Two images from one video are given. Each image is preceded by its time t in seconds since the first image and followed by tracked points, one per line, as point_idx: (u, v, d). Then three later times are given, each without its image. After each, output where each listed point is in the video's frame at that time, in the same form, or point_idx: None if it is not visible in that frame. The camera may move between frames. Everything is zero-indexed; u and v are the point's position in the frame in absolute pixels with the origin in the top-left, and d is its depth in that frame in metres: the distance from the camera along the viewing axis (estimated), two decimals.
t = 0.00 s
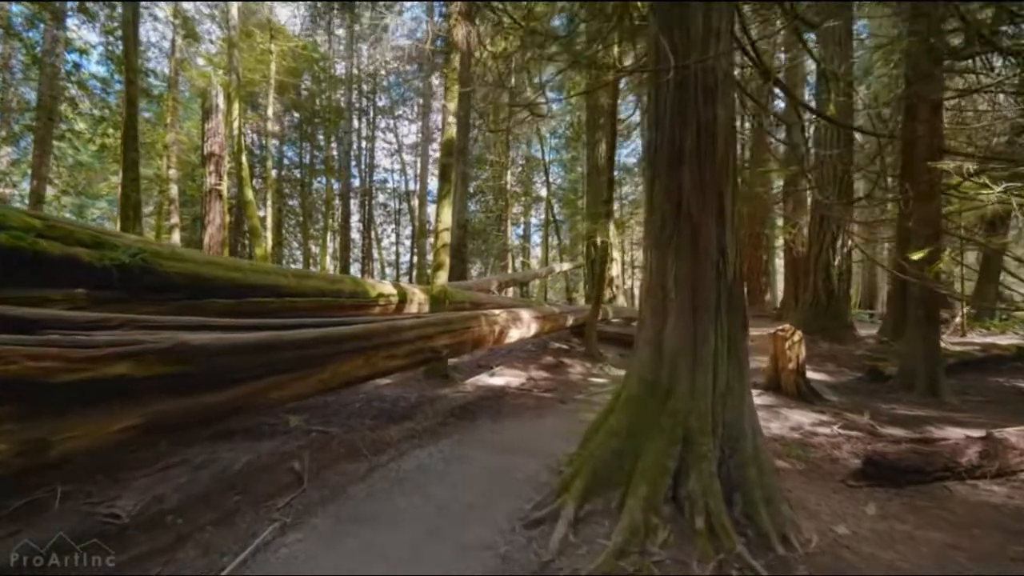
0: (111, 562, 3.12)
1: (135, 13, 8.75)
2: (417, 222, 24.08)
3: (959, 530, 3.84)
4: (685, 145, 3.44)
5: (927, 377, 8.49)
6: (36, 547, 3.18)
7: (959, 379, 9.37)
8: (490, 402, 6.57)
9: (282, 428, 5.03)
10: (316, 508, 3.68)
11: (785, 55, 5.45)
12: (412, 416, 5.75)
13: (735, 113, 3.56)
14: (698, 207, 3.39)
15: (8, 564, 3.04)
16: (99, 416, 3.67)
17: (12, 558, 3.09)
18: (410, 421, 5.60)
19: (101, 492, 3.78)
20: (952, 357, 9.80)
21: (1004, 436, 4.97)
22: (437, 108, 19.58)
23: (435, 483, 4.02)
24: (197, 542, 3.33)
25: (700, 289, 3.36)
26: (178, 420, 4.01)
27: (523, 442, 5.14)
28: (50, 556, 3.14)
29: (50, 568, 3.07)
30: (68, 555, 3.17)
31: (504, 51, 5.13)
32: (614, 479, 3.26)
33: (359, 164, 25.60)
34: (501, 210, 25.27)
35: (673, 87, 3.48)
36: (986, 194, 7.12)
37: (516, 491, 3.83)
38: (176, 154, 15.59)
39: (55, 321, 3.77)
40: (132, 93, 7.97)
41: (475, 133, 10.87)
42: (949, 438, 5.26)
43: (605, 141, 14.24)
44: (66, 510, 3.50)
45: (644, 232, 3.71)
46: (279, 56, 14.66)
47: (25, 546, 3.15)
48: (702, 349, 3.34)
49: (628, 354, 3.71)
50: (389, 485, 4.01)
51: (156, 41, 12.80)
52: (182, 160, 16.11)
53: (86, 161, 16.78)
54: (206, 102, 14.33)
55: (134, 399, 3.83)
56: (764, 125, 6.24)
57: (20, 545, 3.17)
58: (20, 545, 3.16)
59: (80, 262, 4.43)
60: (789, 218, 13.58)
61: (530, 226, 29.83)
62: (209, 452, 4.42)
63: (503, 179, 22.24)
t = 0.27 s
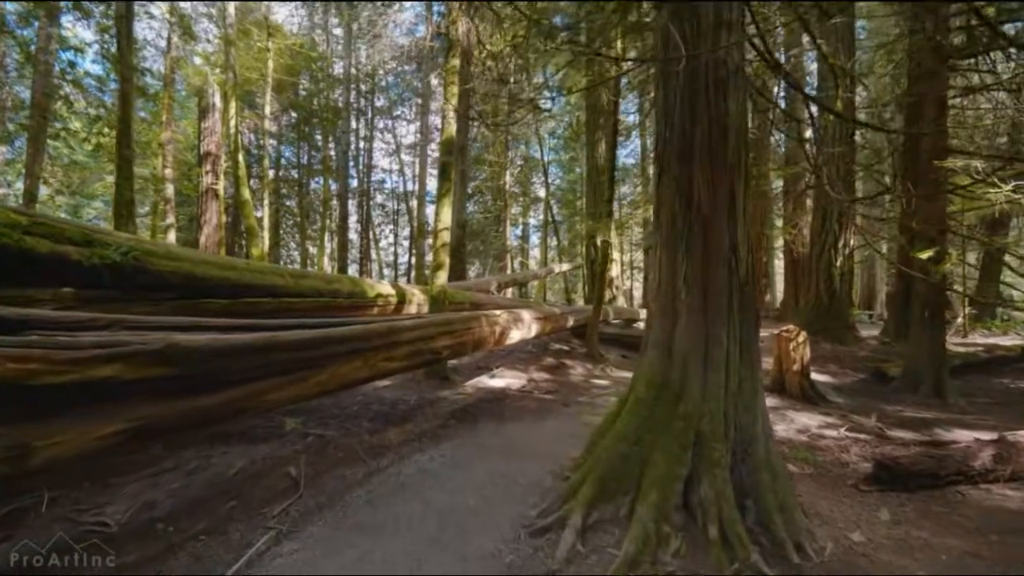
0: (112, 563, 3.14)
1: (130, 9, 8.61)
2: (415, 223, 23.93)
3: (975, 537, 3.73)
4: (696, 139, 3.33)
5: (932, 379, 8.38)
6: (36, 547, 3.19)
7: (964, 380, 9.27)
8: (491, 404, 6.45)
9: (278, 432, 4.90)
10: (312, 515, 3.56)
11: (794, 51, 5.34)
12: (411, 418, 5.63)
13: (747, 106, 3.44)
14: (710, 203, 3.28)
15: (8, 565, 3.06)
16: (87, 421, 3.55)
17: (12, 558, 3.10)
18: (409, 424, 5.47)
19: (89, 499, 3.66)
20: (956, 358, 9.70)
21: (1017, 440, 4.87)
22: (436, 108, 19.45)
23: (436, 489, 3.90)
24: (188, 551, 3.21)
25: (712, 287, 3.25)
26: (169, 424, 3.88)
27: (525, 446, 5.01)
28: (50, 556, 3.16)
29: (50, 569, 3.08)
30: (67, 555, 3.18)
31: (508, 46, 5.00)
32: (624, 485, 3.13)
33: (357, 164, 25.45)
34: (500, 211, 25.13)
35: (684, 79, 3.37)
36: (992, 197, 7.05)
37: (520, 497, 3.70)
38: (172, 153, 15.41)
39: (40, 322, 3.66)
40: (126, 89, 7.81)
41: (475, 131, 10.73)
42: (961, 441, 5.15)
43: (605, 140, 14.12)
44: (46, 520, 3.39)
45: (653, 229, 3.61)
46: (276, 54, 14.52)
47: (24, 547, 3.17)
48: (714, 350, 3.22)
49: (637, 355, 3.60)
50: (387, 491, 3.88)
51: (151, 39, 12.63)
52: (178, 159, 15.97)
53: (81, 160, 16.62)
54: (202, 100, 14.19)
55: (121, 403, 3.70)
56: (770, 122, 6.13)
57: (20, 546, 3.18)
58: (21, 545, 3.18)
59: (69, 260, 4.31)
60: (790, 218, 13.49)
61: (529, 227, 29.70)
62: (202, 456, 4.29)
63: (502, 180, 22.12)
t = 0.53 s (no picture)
0: (112, 562, 3.01)
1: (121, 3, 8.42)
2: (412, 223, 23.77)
3: (995, 544, 3.61)
4: (708, 132, 3.21)
5: (936, 380, 8.29)
6: (37, 548, 3.07)
7: (967, 381, 9.18)
8: (490, 406, 6.30)
9: (271, 436, 4.73)
10: (307, 524, 3.41)
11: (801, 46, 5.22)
12: (409, 422, 5.47)
13: (761, 99, 3.32)
14: (724, 199, 3.16)
15: (7, 564, 2.93)
16: (66, 427, 3.38)
17: (12, 559, 2.98)
18: (407, 427, 5.31)
19: (72, 508, 3.49)
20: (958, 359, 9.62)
21: None
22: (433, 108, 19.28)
23: (436, 497, 3.75)
24: (176, 563, 3.05)
25: (726, 286, 3.11)
26: (156, 429, 3.72)
27: (528, 451, 4.87)
28: (50, 556, 3.02)
29: (49, 568, 2.94)
30: (67, 556, 3.05)
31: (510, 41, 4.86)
32: (634, 493, 2.99)
33: (353, 164, 25.26)
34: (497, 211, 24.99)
35: (696, 70, 3.25)
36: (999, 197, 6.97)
37: (524, 504, 3.55)
38: (165, 151, 15.13)
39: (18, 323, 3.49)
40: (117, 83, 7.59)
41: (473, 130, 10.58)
42: (972, 444, 5.04)
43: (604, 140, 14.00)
44: (26, 531, 3.20)
45: (663, 225, 3.48)
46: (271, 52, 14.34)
47: (25, 547, 3.05)
48: (728, 351, 3.09)
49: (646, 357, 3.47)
50: (386, 498, 3.73)
51: (144, 36, 12.43)
52: (172, 158, 15.75)
53: (72, 158, 16.37)
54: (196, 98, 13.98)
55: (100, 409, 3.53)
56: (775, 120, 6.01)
57: (19, 547, 3.07)
58: (21, 547, 3.07)
59: (53, 257, 4.15)
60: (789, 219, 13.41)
61: (525, 227, 29.58)
62: (192, 463, 4.13)
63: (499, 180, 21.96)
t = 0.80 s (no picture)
0: (113, 562, 3.00)
1: None
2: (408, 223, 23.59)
3: (1009, 548, 3.51)
4: (719, 123, 3.09)
5: (938, 380, 8.22)
6: (36, 547, 3.05)
7: (968, 381, 9.12)
8: (490, 407, 6.17)
9: (264, 439, 4.58)
10: (301, 531, 3.27)
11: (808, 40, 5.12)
12: (406, 423, 5.33)
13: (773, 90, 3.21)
14: (735, 193, 3.05)
15: (8, 564, 2.92)
16: (49, 429, 3.25)
17: (12, 558, 2.96)
18: (404, 429, 5.17)
19: (55, 515, 3.35)
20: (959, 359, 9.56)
21: None
22: (430, 106, 19.10)
23: (435, 502, 3.61)
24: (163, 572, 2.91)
25: (737, 283, 3.00)
26: (142, 432, 3.58)
27: (529, 454, 4.74)
28: (50, 556, 3.00)
29: (50, 568, 2.92)
30: (67, 555, 3.03)
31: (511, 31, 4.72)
32: (642, 498, 2.86)
33: (348, 164, 25.06)
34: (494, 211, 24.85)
35: (706, 59, 3.13)
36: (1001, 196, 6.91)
37: (527, 509, 3.43)
38: (157, 149, 14.88)
39: None
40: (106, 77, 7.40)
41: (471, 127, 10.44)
42: (981, 446, 4.95)
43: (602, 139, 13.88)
44: (19, 532, 3.15)
45: (671, 220, 3.36)
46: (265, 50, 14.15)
47: (25, 547, 3.03)
48: (740, 351, 2.98)
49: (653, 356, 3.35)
50: (383, 503, 3.59)
51: (135, 31, 12.21)
52: (164, 156, 15.53)
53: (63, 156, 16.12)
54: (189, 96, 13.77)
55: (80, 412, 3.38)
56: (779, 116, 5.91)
57: (19, 546, 3.05)
58: (21, 545, 3.05)
59: (35, 252, 4.04)
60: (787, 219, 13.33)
61: (522, 228, 29.44)
62: (181, 467, 3.98)
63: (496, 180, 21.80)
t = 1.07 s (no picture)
0: (113, 562, 2.96)
1: None
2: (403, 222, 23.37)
3: None
4: (731, 113, 2.96)
5: (940, 380, 8.13)
6: (36, 547, 3.04)
7: (969, 381, 9.05)
8: (488, 408, 6.02)
9: (255, 442, 4.43)
10: (293, 540, 3.12)
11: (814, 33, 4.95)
12: (403, 425, 5.18)
13: (787, 80, 3.08)
14: (748, 185, 2.92)
15: (8, 565, 2.91)
16: (25, 434, 3.09)
17: (13, 559, 2.96)
18: (401, 431, 5.02)
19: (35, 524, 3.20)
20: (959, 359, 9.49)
21: None
22: (425, 104, 18.91)
23: (433, 509, 3.46)
24: None
25: (751, 279, 2.88)
26: (124, 437, 3.44)
27: (530, 456, 4.60)
28: (51, 555, 2.99)
29: (48, 569, 2.90)
30: (67, 555, 3.00)
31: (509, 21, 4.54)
32: (654, 506, 2.72)
33: (343, 162, 24.82)
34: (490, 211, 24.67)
35: (718, 47, 3.00)
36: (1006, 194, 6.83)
37: (530, 516, 3.29)
38: (148, 145, 14.62)
39: None
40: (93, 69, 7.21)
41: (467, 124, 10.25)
42: (991, 447, 4.85)
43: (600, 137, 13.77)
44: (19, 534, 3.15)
45: (680, 214, 3.24)
46: (258, 45, 13.88)
47: (25, 547, 3.03)
48: (754, 350, 2.85)
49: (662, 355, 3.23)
50: (378, 511, 3.44)
51: (125, 25, 11.93)
52: (154, 153, 15.24)
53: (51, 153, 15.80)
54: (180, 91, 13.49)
55: (59, 415, 3.23)
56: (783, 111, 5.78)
57: (21, 546, 3.06)
58: (21, 546, 3.05)
59: (13, 245, 3.82)
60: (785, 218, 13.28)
61: (517, 227, 29.25)
62: (168, 473, 3.83)
63: (492, 178, 21.65)
